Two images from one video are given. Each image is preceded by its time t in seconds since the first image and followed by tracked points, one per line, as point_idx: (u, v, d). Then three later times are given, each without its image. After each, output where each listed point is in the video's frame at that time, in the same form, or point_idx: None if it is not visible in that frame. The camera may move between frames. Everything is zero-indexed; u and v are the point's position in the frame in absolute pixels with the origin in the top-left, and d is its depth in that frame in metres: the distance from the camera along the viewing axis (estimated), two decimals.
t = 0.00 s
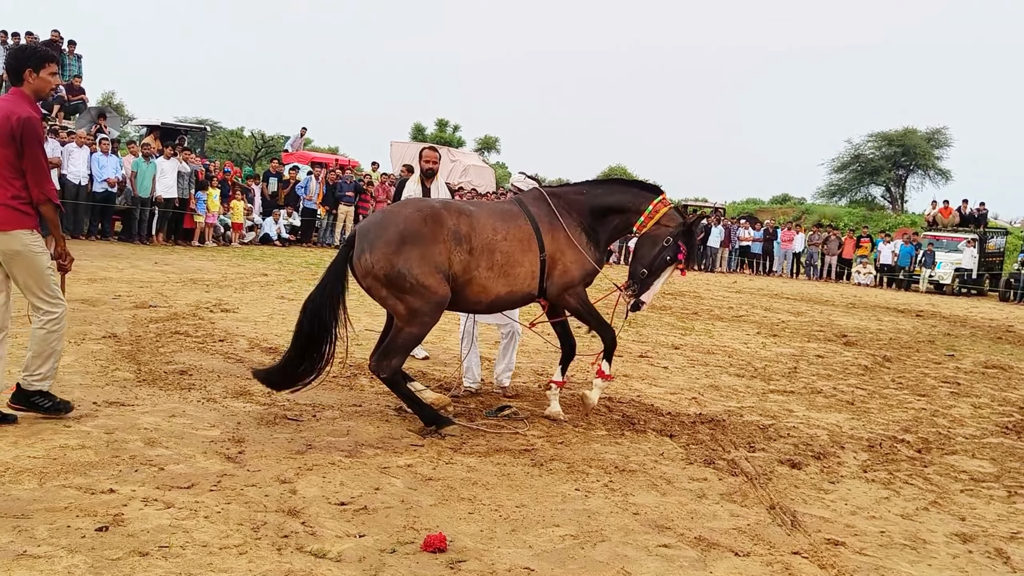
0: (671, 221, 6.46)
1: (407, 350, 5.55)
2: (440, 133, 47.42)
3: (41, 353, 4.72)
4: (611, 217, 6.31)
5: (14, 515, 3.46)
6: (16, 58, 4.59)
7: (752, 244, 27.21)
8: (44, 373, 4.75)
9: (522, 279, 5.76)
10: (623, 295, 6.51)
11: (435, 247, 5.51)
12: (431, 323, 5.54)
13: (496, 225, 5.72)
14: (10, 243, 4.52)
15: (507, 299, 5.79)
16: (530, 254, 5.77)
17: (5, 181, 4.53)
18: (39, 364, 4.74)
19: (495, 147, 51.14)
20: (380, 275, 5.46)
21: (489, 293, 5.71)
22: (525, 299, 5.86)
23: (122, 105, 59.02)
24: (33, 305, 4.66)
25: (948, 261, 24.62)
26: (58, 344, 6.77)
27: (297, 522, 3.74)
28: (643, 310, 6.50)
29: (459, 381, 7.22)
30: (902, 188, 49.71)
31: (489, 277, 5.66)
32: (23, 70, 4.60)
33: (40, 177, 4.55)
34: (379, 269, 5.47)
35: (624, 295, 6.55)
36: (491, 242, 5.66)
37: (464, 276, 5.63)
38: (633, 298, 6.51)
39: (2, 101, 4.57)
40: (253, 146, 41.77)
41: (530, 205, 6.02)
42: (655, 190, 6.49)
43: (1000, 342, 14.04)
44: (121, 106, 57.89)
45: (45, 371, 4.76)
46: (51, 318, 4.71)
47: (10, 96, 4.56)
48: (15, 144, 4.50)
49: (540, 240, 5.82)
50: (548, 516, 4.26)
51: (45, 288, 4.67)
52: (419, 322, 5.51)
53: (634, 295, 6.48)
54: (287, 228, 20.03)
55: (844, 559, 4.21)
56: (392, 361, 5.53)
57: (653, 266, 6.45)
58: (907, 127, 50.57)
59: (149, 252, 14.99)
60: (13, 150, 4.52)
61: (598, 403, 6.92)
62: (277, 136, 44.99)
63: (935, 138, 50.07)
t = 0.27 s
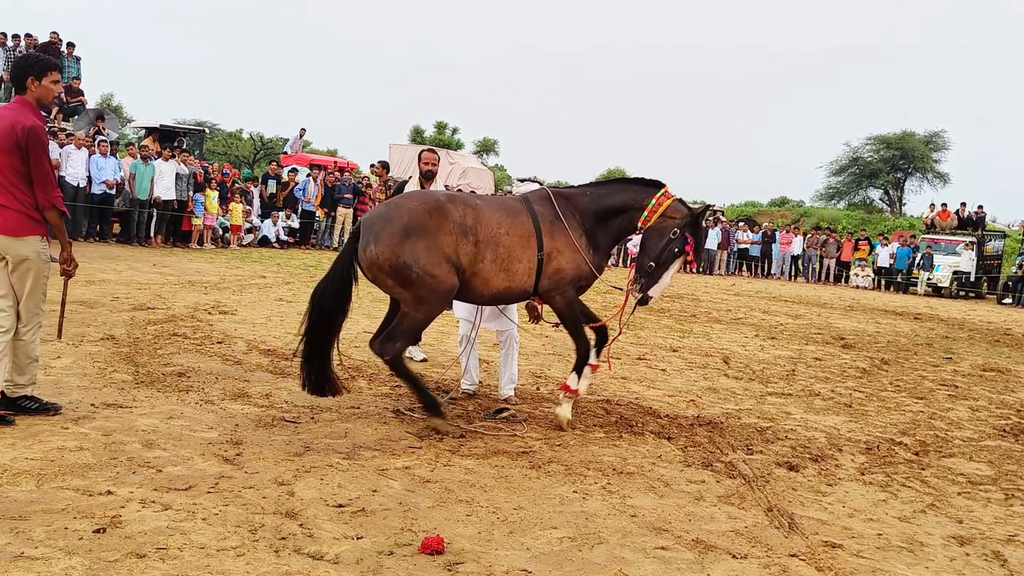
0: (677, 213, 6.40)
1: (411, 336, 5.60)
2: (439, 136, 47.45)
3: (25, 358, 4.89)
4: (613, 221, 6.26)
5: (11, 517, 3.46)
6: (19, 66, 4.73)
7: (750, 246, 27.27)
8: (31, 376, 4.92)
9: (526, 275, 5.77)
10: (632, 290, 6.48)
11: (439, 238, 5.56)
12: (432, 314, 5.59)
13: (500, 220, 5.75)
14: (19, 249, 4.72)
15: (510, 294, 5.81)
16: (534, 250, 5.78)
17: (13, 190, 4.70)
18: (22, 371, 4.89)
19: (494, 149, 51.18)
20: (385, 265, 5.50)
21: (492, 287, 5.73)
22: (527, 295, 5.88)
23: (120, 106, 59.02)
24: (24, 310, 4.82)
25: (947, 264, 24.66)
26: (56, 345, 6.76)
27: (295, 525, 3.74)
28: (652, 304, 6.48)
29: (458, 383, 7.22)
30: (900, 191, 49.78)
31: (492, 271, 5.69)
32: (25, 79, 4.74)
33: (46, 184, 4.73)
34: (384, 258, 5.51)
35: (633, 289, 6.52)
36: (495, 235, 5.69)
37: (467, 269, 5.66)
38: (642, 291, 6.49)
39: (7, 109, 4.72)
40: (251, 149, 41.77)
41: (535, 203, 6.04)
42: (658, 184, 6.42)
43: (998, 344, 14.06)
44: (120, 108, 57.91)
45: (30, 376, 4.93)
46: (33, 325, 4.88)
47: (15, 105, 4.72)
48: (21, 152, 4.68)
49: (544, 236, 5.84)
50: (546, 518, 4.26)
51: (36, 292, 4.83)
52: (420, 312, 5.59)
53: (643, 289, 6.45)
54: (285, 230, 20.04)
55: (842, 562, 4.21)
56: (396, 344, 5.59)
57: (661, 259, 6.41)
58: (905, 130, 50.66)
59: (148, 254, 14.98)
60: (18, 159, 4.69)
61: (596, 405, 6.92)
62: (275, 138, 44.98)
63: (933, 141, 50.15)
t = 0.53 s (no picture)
0: (700, 225, 6.49)
1: (415, 340, 5.64)
2: (440, 138, 47.49)
3: (26, 360, 4.87)
4: (639, 218, 6.28)
5: (12, 518, 3.46)
6: (24, 71, 4.72)
7: (751, 250, 27.27)
8: (33, 378, 4.90)
9: (547, 273, 5.76)
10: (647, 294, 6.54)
11: (455, 238, 5.59)
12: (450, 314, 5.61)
13: (519, 218, 5.75)
14: (25, 248, 4.78)
15: (532, 292, 5.79)
16: (555, 248, 5.77)
17: (19, 194, 4.76)
18: (24, 372, 4.88)
19: (495, 152, 51.22)
20: (401, 265, 5.55)
21: (513, 285, 5.71)
22: (550, 293, 5.85)
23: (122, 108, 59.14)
24: (31, 311, 4.85)
25: (948, 268, 24.65)
26: (56, 346, 6.77)
27: (295, 526, 3.74)
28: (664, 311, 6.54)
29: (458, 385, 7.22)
30: (901, 195, 49.77)
31: (511, 269, 5.68)
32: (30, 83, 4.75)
33: (52, 187, 4.77)
34: (400, 259, 5.56)
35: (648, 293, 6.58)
36: (514, 233, 5.69)
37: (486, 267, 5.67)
38: (657, 297, 6.53)
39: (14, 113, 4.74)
40: (253, 151, 41.83)
41: (557, 201, 6.04)
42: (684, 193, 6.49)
43: (999, 349, 14.05)
44: (121, 109, 58.01)
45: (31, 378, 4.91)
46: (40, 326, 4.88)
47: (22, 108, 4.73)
48: (26, 156, 4.71)
49: (565, 234, 5.82)
50: (546, 521, 4.26)
51: (43, 294, 4.85)
52: (435, 312, 5.58)
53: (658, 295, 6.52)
54: (286, 232, 20.05)
55: (842, 566, 4.21)
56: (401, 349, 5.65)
57: (679, 267, 6.49)
58: (906, 134, 50.67)
59: (149, 255, 15.00)
60: (24, 163, 4.72)
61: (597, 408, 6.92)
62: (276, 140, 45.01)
63: (934, 145, 50.14)
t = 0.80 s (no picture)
0: (701, 231, 6.46)
1: (423, 343, 5.64)
2: (440, 140, 47.52)
3: (25, 361, 4.87)
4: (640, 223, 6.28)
5: (10, 519, 3.46)
6: (26, 73, 4.74)
7: (750, 253, 27.29)
8: (33, 379, 4.91)
9: (548, 277, 5.79)
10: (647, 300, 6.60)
11: (461, 238, 5.59)
12: (454, 314, 5.62)
13: (524, 220, 5.76)
14: (25, 247, 4.80)
15: (532, 295, 5.82)
16: (557, 251, 5.79)
17: (18, 193, 4.78)
18: (24, 373, 4.88)
19: (495, 154, 51.25)
20: (407, 264, 5.54)
21: (515, 288, 5.75)
22: (550, 296, 5.88)
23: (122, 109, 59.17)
24: (31, 310, 4.85)
25: (947, 271, 24.68)
26: (55, 348, 6.77)
27: (294, 528, 3.74)
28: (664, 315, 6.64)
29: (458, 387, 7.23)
30: (900, 198, 49.83)
31: (514, 271, 5.70)
32: (32, 85, 4.76)
33: (52, 188, 4.77)
34: (406, 257, 5.56)
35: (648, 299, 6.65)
36: (518, 236, 5.71)
37: (489, 268, 5.68)
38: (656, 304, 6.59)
39: (15, 114, 4.75)
40: (253, 152, 41.85)
41: (561, 204, 6.04)
42: (684, 196, 6.44)
43: (998, 352, 14.07)
44: (121, 110, 58.10)
45: (32, 378, 4.91)
46: (40, 326, 4.88)
47: (24, 110, 4.74)
48: (26, 156, 4.71)
49: (568, 238, 5.84)
50: (545, 523, 4.26)
51: (43, 293, 4.85)
52: (440, 313, 5.59)
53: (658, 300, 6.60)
54: (285, 234, 20.06)
55: (841, 569, 4.21)
56: (409, 353, 5.62)
57: (679, 274, 6.51)
58: (906, 137, 50.74)
59: (148, 257, 14.99)
60: (24, 164, 4.73)
61: (596, 409, 6.92)
62: (276, 141, 45.02)
63: (933, 149, 50.21)
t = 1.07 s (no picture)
0: (702, 219, 6.45)
1: (425, 344, 5.59)
2: (438, 142, 47.55)
3: (24, 363, 4.87)
4: (640, 220, 6.32)
5: (10, 522, 3.46)
6: (23, 75, 4.74)
7: (750, 254, 27.31)
8: (33, 381, 4.90)
9: (549, 278, 5.79)
10: (657, 295, 6.55)
11: (463, 239, 5.59)
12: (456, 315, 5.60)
13: (525, 222, 5.77)
14: (23, 249, 4.81)
15: (534, 297, 5.82)
16: (558, 253, 5.80)
17: (15, 196, 4.79)
18: (23, 376, 4.87)
19: (494, 156, 51.27)
20: (410, 265, 5.52)
21: (516, 289, 5.75)
22: (550, 298, 5.89)
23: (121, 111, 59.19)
24: (30, 312, 4.85)
25: (946, 272, 24.70)
26: (55, 350, 6.77)
27: (293, 530, 3.74)
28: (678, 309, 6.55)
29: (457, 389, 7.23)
30: (899, 200, 49.86)
31: (516, 273, 5.70)
32: (29, 88, 4.76)
33: (48, 191, 4.76)
34: (409, 259, 5.54)
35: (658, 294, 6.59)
36: (519, 238, 5.71)
37: (491, 270, 5.68)
38: (668, 297, 6.54)
39: (13, 117, 4.76)
40: (252, 155, 41.86)
41: (561, 207, 6.06)
42: (681, 188, 6.48)
43: (997, 353, 14.07)
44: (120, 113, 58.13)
45: (31, 381, 4.91)
46: (39, 328, 4.88)
47: (21, 113, 4.75)
48: (22, 158, 4.71)
49: (569, 240, 5.86)
50: (543, 525, 4.26)
51: (41, 295, 4.85)
52: (443, 313, 5.57)
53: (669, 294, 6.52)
54: (284, 236, 20.06)
55: (840, 570, 4.21)
56: (410, 355, 5.58)
57: (685, 265, 6.47)
58: (904, 138, 50.80)
59: (147, 259, 14.99)
60: (21, 165, 4.73)
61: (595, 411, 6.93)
62: (275, 143, 45.03)
63: (932, 150, 50.25)
